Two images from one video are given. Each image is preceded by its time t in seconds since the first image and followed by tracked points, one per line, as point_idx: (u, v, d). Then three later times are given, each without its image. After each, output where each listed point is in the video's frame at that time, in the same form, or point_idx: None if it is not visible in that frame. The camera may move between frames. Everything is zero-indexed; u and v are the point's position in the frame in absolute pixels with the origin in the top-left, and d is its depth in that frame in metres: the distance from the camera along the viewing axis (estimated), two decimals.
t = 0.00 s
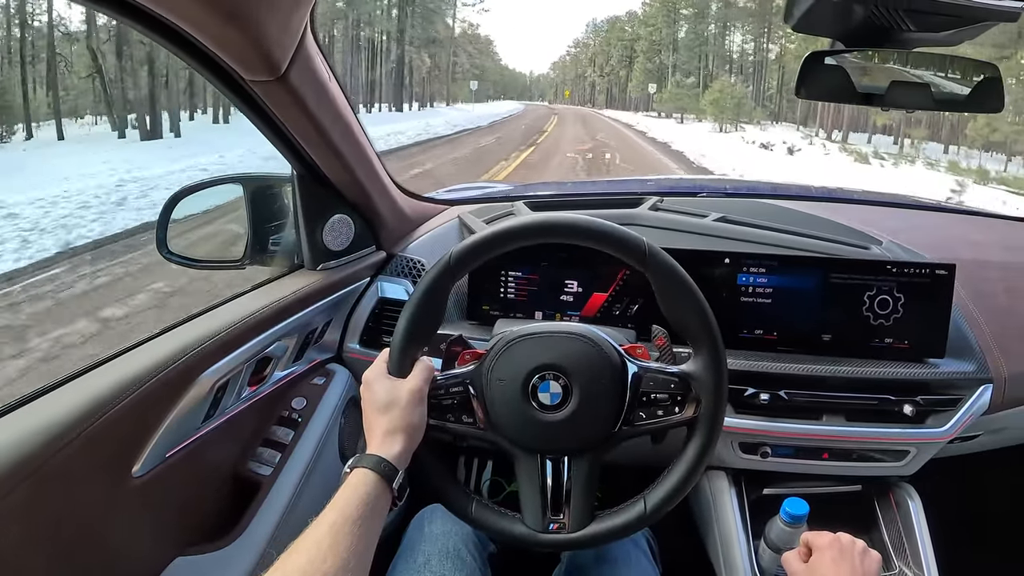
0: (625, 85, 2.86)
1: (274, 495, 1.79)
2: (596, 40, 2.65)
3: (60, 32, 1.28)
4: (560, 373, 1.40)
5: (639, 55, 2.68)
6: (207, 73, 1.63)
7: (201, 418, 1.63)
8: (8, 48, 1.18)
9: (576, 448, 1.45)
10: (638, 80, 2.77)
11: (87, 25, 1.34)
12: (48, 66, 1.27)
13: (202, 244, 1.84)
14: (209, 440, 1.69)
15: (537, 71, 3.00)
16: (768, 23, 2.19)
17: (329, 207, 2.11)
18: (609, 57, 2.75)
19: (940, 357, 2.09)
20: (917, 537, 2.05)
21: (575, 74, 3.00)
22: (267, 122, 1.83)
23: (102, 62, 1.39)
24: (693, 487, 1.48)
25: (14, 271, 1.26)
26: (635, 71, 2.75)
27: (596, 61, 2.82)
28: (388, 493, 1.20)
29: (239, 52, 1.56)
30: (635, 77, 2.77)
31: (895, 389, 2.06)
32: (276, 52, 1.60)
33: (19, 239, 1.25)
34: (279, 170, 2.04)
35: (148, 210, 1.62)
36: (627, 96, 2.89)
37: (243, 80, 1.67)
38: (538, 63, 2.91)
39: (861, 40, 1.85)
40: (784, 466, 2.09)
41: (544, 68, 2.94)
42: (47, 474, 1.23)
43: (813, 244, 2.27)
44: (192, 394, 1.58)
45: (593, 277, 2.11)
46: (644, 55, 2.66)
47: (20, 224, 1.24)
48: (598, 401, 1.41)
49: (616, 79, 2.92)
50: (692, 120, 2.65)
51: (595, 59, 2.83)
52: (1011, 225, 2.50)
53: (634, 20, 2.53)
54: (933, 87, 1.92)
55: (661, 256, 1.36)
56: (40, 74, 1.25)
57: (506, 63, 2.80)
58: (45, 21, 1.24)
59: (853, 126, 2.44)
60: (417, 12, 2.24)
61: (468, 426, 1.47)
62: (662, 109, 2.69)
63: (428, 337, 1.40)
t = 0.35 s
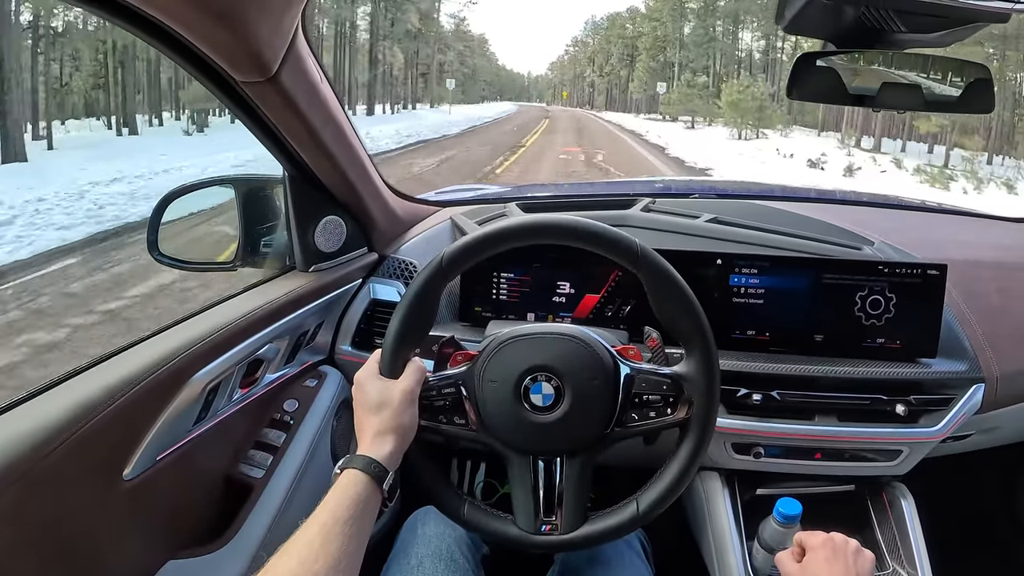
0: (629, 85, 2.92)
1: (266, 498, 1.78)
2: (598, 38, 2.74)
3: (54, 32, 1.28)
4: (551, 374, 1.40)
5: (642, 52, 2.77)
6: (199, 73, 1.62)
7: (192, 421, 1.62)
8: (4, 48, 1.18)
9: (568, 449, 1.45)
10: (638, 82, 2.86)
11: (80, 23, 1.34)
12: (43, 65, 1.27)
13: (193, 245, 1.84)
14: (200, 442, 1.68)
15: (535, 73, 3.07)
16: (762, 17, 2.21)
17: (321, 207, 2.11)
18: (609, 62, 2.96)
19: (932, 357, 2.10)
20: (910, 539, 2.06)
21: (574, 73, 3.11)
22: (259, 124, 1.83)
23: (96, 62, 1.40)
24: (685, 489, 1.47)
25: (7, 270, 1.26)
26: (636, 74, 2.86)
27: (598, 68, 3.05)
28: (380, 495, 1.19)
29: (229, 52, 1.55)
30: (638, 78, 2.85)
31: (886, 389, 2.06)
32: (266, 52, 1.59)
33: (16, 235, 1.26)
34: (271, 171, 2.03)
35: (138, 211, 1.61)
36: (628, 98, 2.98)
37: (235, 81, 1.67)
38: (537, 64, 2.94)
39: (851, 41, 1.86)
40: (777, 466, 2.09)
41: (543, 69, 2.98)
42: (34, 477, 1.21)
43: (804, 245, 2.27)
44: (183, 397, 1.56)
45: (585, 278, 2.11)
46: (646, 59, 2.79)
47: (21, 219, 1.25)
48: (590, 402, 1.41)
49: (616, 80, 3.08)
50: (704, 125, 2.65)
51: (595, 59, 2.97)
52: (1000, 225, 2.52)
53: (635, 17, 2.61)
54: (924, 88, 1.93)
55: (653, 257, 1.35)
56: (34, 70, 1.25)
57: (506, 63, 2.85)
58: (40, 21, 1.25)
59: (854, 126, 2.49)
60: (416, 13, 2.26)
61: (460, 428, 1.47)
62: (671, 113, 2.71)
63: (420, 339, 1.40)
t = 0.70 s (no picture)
0: (632, 85, 2.94)
1: (260, 499, 1.78)
2: (598, 35, 2.72)
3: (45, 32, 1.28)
4: (544, 373, 1.41)
5: (645, 48, 2.68)
6: (193, 74, 1.62)
7: (186, 422, 1.62)
8: None
9: (561, 448, 1.45)
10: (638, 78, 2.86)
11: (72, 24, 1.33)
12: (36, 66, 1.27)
13: (184, 246, 1.83)
14: (194, 443, 1.68)
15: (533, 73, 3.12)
16: (757, 15, 2.21)
17: (314, 207, 2.11)
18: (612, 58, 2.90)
19: (922, 355, 2.12)
20: (902, 537, 2.07)
21: (572, 74, 3.14)
22: (253, 124, 1.83)
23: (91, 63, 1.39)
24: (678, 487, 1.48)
25: (0, 269, 1.27)
26: (636, 75, 2.86)
27: (599, 64, 2.99)
28: (375, 496, 1.20)
29: (222, 52, 1.55)
30: (641, 80, 2.84)
31: (877, 387, 2.08)
32: (260, 53, 1.60)
33: (11, 233, 1.27)
34: (264, 171, 2.03)
35: (131, 212, 1.61)
36: (632, 95, 2.99)
37: (229, 83, 1.67)
38: (534, 65, 2.97)
39: (843, 42, 1.87)
40: (770, 465, 2.11)
41: (541, 70, 3.03)
42: (27, 480, 1.21)
43: (796, 245, 2.29)
44: (176, 398, 1.57)
45: (577, 278, 2.12)
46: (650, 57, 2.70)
47: (13, 221, 1.26)
48: (583, 401, 1.42)
49: (617, 79, 3.07)
50: (720, 130, 2.61)
51: (595, 56, 2.93)
52: (988, 225, 2.56)
53: (636, 12, 2.56)
54: (917, 89, 1.93)
55: (643, 257, 1.36)
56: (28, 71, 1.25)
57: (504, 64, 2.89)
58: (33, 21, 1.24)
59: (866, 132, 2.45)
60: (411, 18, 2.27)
61: (454, 428, 1.47)
62: (680, 116, 2.71)
63: (413, 339, 1.40)
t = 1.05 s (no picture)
0: (635, 83, 3.08)
1: (254, 490, 1.82)
2: (600, 33, 2.82)
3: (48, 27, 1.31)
4: (532, 365, 1.45)
5: (651, 45, 2.82)
6: (191, 73, 1.66)
7: (182, 414, 1.66)
8: None
9: (549, 437, 1.50)
10: (641, 80, 3.02)
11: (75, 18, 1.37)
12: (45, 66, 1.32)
13: (178, 241, 1.86)
14: (190, 435, 1.71)
15: (532, 73, 3.27)
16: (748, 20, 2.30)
17: (307, 203, 2.14)
18: (615, 61, 3.06)
19: (904, 349, 2.17)
20: (885, 526, 2.13)
21: (571, 74, 3.28)
22: (249, 123, 1.87)
23: (91, 59, 1.44)
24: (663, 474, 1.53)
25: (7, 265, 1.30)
26: (641, 73, 3.00)
27: (602, 68, 3.19)
28: (370, 484, 1.24)
29: (220, 52, 1.58)
30: (644, 80, 3.01)
31: (859, 380, 2.13)
32: (255, 53, 1.63)
33: (21, 228, 1.30)
34: (259, 167, 2.06)
35: (127, 207, 1.64)
36: (634, 94, 3.13)
37: (225, 82, 1.70)
38: (534, 64, 3.05)
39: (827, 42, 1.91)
40: (754, 456, 2.15)
41: (537, 69, 3.08)
42: (27, 470, 1.25)
43: (782, 241, 2.33)
44: (172, 390, 1.60)
45: (566, 273, 2.17)
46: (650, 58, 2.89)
47: (18, 220, 1.29)
48: (570, 391, 1.46)
49: (619, 77, 3.19)
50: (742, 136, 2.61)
51: (595, 55, 3.07)
52: (973, 222, 2.61)
53: (638, 9, 2.73)
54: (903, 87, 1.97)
55: (628, 251, 1.40)
56: (34, 64, 1.29)
57: (502, 64, 3.02)
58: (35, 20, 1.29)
59: (878, 132, 2.50)
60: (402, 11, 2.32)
61: (444, 418, 1.51)
62: (690, 116, 2.74)
63: (405, 332, 1.44)
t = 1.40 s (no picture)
0: (642, 84, 3.00)
1: (243, 497, 1.79)
2: (603, 31, 2.63)
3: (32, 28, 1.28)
4: (522, 370, 1.43)
5: (660, 40, 2.65)
6: (176, 75, 1.63)
7: (169, 420, 1.64)
8: None
9: (540, 444, 1.48)
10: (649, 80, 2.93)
11: (57, 19, 1.34)
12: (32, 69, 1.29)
13: (166, 246, 1.83)
14: (177, 442, 1.69)
15: (531, 73, 3.14)
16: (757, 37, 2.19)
17: (295, 207, 2.12)
18: (629, 59, 2.87)
19: (898, 351, 2.16)
20: (880, 528, 2.12)
21: (571, 74, 3.07)
22: (235, 126, 1.84)
23: (76, 63, 1.41)
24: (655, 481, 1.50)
25: None
26: (647, 73, 2.92)
27: (605, 68, 2.98)
28: (357, 490, 1.21)
29: (205, 53, 1.56)
30: (651, 81, 2.92)
31: (855, 383, 2.11)
32: (241, 54, 1.61)
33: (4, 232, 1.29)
34: (246, 171, 2.04)
35: (114, 212, 1.61)
36: (640, 94, 3.07)
37: (210, 84, 1.68)
38: (533, 65, 2.98)
39: (820, 43, 1.90)
40: (748, 460, 2.14)
41: (539, 72, 3.06)
42: (9, 477, 1.22)
43: (775, 244, 2.32)
44: (159, 397, 1.58)
45: (558, 277, 2.15)
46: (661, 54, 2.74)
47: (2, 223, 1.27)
48: (561, 397, 1.44)
49: (622, 77, 3.06)
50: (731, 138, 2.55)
51: (597, 55, 2.88)
52: (967, 224, 2.60)
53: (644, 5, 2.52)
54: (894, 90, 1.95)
55: (618, 255, 1.39)
56: (18, 67, 1.27)
57: (501, 64, 2.97)
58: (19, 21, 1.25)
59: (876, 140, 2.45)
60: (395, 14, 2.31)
61: (433, 425, 1.49)
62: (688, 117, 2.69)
63: (393, 337, 1.42)
